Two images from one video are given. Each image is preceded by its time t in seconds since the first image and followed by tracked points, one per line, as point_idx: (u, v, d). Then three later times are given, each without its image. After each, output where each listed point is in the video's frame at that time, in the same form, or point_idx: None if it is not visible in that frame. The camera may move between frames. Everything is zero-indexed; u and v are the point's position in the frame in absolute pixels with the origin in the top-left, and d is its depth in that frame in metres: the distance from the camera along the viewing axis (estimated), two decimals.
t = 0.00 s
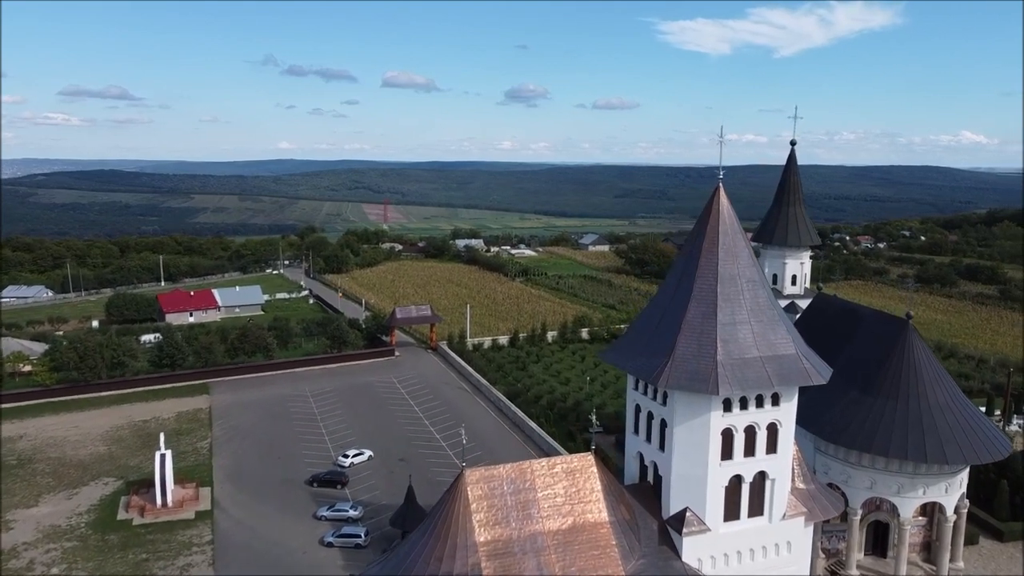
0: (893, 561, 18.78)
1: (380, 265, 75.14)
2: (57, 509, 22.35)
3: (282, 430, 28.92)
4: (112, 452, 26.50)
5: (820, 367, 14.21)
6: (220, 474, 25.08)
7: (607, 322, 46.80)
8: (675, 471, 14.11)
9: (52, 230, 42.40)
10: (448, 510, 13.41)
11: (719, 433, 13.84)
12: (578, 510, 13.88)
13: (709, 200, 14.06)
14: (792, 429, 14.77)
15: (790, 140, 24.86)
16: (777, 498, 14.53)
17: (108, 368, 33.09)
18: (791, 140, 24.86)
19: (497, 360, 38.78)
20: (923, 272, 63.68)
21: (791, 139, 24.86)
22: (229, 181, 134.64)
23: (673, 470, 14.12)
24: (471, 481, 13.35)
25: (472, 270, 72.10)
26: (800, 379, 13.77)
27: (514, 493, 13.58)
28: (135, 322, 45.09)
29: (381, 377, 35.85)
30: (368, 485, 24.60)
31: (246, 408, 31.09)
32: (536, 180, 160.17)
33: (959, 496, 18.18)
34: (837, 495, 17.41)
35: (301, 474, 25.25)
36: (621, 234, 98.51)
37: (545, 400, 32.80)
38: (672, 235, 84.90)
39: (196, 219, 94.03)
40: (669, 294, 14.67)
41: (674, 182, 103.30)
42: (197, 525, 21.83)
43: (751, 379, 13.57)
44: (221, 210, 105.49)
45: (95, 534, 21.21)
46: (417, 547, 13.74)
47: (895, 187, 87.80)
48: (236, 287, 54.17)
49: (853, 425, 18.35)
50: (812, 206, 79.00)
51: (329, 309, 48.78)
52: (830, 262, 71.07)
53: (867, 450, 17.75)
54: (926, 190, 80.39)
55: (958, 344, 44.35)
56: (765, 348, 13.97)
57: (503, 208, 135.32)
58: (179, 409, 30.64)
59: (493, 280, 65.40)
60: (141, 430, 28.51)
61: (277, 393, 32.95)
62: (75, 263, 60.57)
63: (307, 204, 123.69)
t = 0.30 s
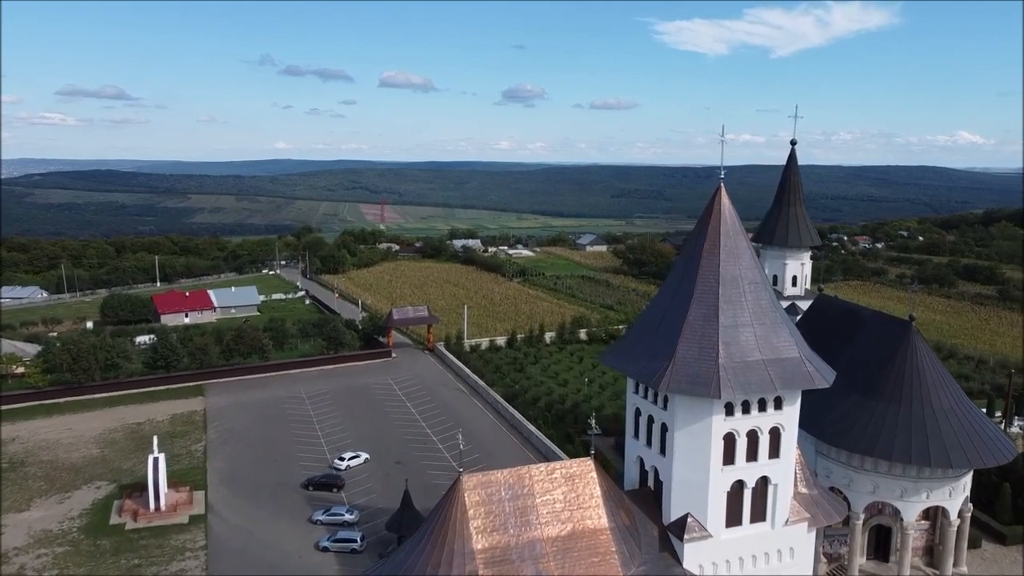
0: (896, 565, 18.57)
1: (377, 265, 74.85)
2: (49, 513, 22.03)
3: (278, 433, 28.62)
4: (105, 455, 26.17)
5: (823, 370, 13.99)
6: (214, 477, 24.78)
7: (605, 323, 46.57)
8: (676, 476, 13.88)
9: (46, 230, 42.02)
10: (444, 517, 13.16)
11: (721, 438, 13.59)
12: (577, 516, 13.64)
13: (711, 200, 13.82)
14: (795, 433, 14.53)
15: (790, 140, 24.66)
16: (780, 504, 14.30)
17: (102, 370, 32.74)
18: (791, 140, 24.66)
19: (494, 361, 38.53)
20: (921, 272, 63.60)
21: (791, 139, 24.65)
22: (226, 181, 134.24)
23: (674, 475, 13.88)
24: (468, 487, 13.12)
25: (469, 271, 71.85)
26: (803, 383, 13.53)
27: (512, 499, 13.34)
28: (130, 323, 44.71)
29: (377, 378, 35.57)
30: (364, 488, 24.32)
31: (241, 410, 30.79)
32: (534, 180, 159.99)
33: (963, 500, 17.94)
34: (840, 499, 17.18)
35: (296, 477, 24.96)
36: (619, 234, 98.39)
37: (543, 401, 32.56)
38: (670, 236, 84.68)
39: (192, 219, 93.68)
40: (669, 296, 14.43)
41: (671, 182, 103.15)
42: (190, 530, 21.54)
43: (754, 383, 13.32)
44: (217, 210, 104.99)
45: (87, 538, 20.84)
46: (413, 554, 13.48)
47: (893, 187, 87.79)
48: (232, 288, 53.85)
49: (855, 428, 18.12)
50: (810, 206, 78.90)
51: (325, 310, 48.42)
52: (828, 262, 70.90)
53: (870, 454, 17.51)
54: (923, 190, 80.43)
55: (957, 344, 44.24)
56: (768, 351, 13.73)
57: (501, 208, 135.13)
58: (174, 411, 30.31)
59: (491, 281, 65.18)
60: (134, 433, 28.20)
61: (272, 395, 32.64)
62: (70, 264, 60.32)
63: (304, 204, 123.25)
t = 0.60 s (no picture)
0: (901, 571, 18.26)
1: (376, 265, 74.54)
2: (43, 518, 21.68)
3: (275, 436, 28.34)
4: (100, 458, 25.88)
5: (829, 374, 13.74)
6: (210, 481, 24.50)
7: (605, 324, 46.29)
8: (678, 482, 13.63)
9: (43, 231, 41.77)
10: (443, 523, 12.93)
11: (724, 443, 13.33)
12: (578, 523, 13.38)
13: (714, 201, 13.58)
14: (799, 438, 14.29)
15: (793, 139, 24.38)
16: (784, 510, 14.05)
17: (98, 372, 32.41)
18: (793, 140, 24.39)
19: (494, 363, 38.26)
20: (922, 273, 63.39)
21: (793, 139, 24.38)
22: (225, 181, 133.93)
23: (676, 481, 13.63)
24: (467, 493, 12.90)
25: (468, 271, 71.61)
26: (809, 387, 13.28)
27: (511, 506, 13.09)
28: (127, 324, 44.38)
29: (375, 380, 35.30)
30: (362, 492, 24.05)
31: (238, 413, 30.51)
32: (533, 180, 159.69)
33: (969, 505, 17.78)
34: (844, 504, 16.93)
35: (293, 481, 24.68)
36: (618, 234, 98.13)
37: (543, 403, 32.31)
38: (669, 236, 84.47)
39: (191, 220, 93.39)
40: (671, 298, 14.17)
41: (670, 182, 102.95)
42: (186, 535, 21.22)
43: (758, 388, 13.06)
44: (216, 210, 104.71)
45: (81, 543, 20.51)
46: (411, 561, 13.22)
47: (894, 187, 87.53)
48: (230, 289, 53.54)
49: (859, 432, 17.86)
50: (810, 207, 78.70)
51: (323, 312, 48.10)
52: (829, 262, 70.68)
53: (875, 458, 17.26)
54: (923, 190, 80.33)
55: (959, 345, 43.99)
56: (772, 354, 13.48)
57: (500, 208, 134.94)
58: (170, 414, 30.03)
59: (490, 281, 64.90)
60: (130, 436, 27.91)
61: (270, 397, 32.38)
62: (67, 264, 59.97)
63: (303, 204, 122.99)
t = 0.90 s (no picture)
0: None
1: (375, 266, 74.34)
2: (36, 522, 21.36)
3: (271, 439, 28.07)
4: (95, 461, 25.60)
5: (833, 378, 13.51)
6: (206, 485, 24.23)
7: (605, 325, 46.06)
8: (679, 488, 13.38)
9: (40, 232, 41.54)
10: (440, 531, 12.71)
11: (727, 449, 13.08)
12: (577, 530, 13.14)
13: (716, 201, 13.32)
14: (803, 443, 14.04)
15: (793, 140, 24.17)
16: (788, 516, 13.81)
17: (94, 374, 32.15)
18: (794, 140, 24.17)
19: (492, 364, 38.05)
20: (922, 274, 63.26)
21: (794, 139, 24.16)
22: (225, 181, 133.75)
23: (678, 487, 13.38)
24: (464, 500, 12.67)
25: (467, 272, 71.42)
26: (812, 392, 13.04)
27: (510, 513, 12.84)
28: (124, 326, 44.14)
29: (373, 382, 35.07)
30: (359, 496, 23.80)
31: (235, 415, 30.24)
32: (533, 180, 159.52)
33: (973, 511, 17.57)
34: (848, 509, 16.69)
35: (290, 485, 24.42)
36: (618, 235, 97.99)
37: (542, 405, 32.10)
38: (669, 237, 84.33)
39: (191, 220, 93.19)
40: (672, 301, 13.92)
41: (670, 182, 102.88)
42: (180, 540, 20.97)
43: (761, 393, 12.81)
44: (215, 210, 104.47)
45: (74, 549, 20.23)
46: (408, 570, 12.98)
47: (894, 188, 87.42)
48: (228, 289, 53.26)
49: (863, 436, 17.62)
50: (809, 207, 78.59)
51: (322, 313, 47.82)
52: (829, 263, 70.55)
53: (878, 463, 17.02)
54: (923, 190, 80.28)
55: (960, 346, 43.81)
56: (775, 358, 13.23)
57: (499, 208, 134.88)
58: (166, 417, 29.74)
59: (489, 282, 64.74)
60: (126, 439, 27.63)
61: (267, 400, 32.14)
62: (65, 265, 59.67)
63: (302, 205, 122.80)
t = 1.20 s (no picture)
0: None
1: (373, 267, 74.11)
2: (27, 526, 21.09)
3: (267, 441, 27.84)
4: (88, 465, 25.30)
5: (833, 383, 13.30)
6: (200, 488, 23.99)
7: (603, 326, 45.84)
8: (677, 494, 13.16)
9: (36, 233, 41.31)
10: (434, 537, 12.52)
11: (726, 454, 12.86)
12: (574, 537, 12.92)
13: (715, 202, 13.11)
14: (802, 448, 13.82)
15: (793, 140, 23.95)
16: (787, 522, 13.59)
17: (88, 376, 31.85)
18: (793, 140, 23.96)
19: (490, 366, 37.85)
20: (922, 275, 63.08)
21: (793, 139, 23.95)
22: (225, 181, 133.54)
23: (676, 493, 13.16)
24: (459, 506, 12.46)
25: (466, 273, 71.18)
26: (813, 397, 12.80)
27: (504, 519, 12.63)
28: (120, 327, 43.83)
29: (369, 384, 34.85)
30: (355, 500, 23.55)
31: (230, 418, 29.99)
32: (532, 180, 159.34)
33: (974, 516, 17.34)
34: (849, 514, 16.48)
35: (284, 488, 24.17)
36: (618, 235, 97.78)
37: (540, 408, 31.90)
38: (668, 237, 84.14)
39: (190, 220, 92.99)
40: (671, 303, 13.71)
41: (669, 183, 102.74)
42: (173, 545, 20.70)
43: (760, 398, 12.59)
44: (214, 211, 104.22)
45: (65, 553, 19.95)
46: None
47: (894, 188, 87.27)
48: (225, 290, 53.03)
49: (863, 440, 17.40)
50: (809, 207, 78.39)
51: (319, 314, 47.59)
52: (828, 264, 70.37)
53: (879, 468, 16.79)
54: (922, 191, 80.20)
55: (960, 347, 43.59)
56: (775, 362, 13.01)
57: (498, 208, 134.69)
58: (161, 419, 29.47)
59: (488, 283, 64.54)
60: (120, 441, 27.34)
61: (263, 402, 31.88)
62: (61, 266, 59.40)
63: (301, 205, 122.62)
